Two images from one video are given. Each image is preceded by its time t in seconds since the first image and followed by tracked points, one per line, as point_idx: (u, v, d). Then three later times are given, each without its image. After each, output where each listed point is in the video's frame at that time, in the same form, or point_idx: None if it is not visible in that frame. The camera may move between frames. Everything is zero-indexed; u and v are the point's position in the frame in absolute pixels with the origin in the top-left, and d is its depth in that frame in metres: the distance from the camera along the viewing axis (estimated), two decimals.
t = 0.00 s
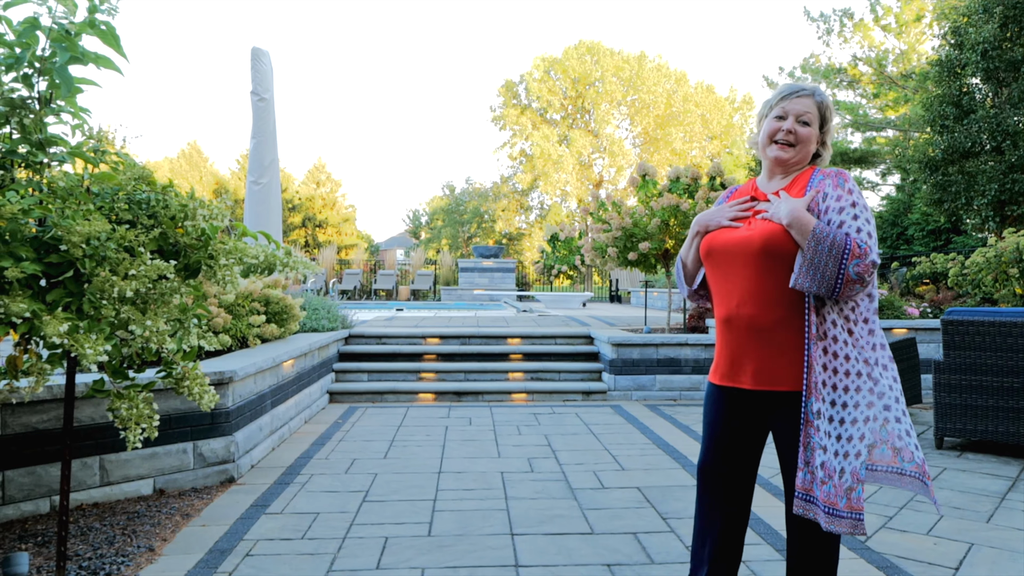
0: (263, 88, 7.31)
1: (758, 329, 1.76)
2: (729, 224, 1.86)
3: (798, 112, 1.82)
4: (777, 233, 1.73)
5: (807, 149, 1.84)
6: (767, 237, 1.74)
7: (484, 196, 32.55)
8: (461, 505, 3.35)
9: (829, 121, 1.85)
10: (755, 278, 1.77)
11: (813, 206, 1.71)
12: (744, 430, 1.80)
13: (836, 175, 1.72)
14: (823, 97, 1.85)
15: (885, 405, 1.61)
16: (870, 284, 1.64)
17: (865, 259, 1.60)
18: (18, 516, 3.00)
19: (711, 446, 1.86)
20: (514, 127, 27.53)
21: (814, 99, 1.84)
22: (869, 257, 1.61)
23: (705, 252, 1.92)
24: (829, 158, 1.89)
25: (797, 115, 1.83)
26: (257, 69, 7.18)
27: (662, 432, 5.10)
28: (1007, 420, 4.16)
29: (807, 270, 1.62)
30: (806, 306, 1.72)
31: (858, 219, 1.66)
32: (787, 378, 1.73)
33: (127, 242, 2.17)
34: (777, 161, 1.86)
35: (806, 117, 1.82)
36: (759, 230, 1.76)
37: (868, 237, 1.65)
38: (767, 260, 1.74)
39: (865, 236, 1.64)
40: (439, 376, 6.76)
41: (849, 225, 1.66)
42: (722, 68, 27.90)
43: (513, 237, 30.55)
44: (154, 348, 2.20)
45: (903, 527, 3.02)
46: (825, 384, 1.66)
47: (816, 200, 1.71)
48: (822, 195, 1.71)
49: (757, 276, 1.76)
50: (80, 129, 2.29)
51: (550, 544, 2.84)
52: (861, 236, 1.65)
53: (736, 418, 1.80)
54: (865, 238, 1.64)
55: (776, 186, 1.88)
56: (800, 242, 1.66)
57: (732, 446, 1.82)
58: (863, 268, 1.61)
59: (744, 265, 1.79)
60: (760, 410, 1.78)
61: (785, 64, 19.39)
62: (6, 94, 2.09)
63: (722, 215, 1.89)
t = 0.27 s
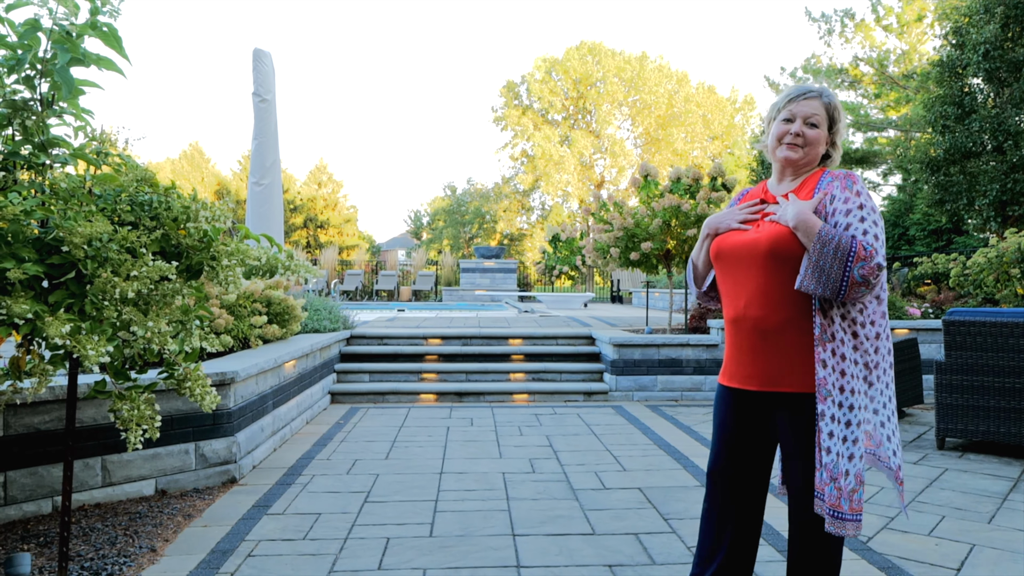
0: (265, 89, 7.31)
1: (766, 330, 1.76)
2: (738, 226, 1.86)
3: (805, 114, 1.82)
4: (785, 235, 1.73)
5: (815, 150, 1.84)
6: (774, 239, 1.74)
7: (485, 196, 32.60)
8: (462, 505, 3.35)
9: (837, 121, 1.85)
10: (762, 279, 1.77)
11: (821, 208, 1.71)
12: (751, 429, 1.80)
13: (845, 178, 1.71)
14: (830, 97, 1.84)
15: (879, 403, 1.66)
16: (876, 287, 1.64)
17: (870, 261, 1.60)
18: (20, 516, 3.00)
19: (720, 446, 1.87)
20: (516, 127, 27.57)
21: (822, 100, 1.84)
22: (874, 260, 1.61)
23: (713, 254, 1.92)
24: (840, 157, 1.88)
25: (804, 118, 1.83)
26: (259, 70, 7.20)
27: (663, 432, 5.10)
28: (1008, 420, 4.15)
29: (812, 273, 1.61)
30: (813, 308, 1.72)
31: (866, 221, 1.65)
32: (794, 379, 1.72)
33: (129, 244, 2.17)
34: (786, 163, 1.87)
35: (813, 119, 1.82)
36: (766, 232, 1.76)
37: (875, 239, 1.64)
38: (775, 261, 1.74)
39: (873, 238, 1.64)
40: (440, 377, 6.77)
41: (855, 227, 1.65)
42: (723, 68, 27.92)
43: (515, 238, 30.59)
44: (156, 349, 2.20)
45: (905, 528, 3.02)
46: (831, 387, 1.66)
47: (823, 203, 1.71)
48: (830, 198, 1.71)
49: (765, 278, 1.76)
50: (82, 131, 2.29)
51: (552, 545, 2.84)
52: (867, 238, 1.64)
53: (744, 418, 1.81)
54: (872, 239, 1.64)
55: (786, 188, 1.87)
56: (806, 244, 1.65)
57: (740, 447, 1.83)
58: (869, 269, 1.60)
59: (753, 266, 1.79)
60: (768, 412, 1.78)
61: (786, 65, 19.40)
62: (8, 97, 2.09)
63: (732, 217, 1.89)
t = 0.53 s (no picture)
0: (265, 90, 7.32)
1: (767, 332, 1.78)
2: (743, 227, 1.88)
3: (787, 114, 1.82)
4: (783, 238, 1.74)
5: (805, 149, 1.81)
6: (776, 241, 1.75)
7: (486, 197, 32.63)
8: (463, 505, 3.36)
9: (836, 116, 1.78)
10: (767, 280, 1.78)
11: (821, 211, 1.70)
12: (755, 429, 1.81)
13: (844, 180, 1.70)
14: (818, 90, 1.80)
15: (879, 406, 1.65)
16: (873, 291, 1.60)
17: (861, 264, 1.57)
18: (20, 518, 3.00)
19: (725, 443, 1.87)
20: (516, 128, 27.60)
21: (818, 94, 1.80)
22: (865, 262, 1.57)
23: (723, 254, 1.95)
24: (844, 148, 1.81)
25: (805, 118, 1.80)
26: (259, 71, 7.20)
27: (664, 433, 5.10)
28: (1007, 421, 4.16)
29: (805, 278, 1.62)
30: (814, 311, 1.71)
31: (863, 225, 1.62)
32: (798, 381, 1.73)
33: (130, 246, 2.17)
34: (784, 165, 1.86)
35: (794, 118, 1.81)
36: (768, 235, 1.78)
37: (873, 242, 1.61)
38: (778, 264, 1.75)
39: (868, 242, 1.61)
40: (441, 377, 6.78)
41: (850, 230, 1.63)
42: (723, 68, 27.92)
43: (515, 238, 30.62)
44: (156, 351, 2.20)
45: (905, 529, 3.02)
46: (827, 389, 1.66)
47: (823, 207, 1.70)
48: (830, 199, 1.69)
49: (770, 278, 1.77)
50: (82, 133, 2.29)
51: (552, 546, 2.84)
52: (862, 241, 1.61)
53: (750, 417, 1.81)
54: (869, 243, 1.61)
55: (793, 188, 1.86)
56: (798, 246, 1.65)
57: (745, 444, 1.83)
58: (862, 272, 1.57)
59: (755, 269, 1.81)
60: (772, 413, 1.78)
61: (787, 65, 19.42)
62: (9, 98, 2.10)
63: (735, 217, 1.91)
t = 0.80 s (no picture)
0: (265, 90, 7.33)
1: (758, 321, 1.81)
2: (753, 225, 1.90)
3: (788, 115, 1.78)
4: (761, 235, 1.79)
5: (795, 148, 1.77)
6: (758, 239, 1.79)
7: (486, 197, 32.66)
8: (463, 506, 3.36)
9: (820, 115, 1.70)
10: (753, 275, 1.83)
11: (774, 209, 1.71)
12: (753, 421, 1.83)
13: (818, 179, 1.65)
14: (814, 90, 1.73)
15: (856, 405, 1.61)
16: (778, 287, 1.62)
17: (747, 261, 1.64)
18: (20, 518, 3.01)
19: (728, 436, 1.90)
20: (517, 128, 27.63)
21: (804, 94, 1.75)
22: (749, 259, 1.64)
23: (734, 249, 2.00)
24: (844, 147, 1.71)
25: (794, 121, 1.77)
26: (259, 72, 7.21)
27: (663, 434, 5.10)
28: (1007, 422, 4.16)
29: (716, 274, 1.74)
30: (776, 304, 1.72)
31: (788, 223, 1.60)
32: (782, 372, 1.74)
33: (130, 247, 2.17)
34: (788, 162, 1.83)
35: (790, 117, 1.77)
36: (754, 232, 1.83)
37: (792, 241, 1.60)
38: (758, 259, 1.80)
39: (785, 241, 1.60)
40: (441, 378, 6.78)
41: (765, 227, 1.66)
42: (723, 69, 27.92)
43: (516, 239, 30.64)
44: (157, 352, 2.21)
45: (905, 529, 3.02)
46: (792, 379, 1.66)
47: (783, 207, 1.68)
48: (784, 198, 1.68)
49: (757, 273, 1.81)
50: (84, 135, 2.29)
51: (551, 547, 2.84)
52: (768, 238, 1.62)
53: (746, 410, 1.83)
54: (786, 242, 1.60)
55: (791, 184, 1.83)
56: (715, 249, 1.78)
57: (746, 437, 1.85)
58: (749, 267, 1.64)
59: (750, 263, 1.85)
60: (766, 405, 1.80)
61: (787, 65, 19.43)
62: (9, 100, 2.11)
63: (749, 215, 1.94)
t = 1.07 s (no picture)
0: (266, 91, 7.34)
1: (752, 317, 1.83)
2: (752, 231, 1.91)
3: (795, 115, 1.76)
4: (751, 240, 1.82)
5: (814, 145, 1.74)
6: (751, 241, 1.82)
7: (486, 197, 32.68)
8: (464, 507, 3.37)
9: (848, 114, 1.70)
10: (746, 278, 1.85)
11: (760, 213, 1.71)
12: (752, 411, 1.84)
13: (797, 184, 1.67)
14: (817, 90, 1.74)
15: (818, 408, 1.64)
16: (751, 288, 1.64)
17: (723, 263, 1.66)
18: (20, 519, 3.01)
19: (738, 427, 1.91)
20: (517, 129, 27.65)
21: (805, 97, 1.74)
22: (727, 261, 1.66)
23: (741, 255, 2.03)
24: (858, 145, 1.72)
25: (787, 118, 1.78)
26: (259, 72, 7.22)
27: (663, 434, 5.11)
28: (1007, 422, 4.16)
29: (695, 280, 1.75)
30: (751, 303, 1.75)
31: (761, 224, 1.63)
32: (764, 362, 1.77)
33: (130, 248, 2.17)
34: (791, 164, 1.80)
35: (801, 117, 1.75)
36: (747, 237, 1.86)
37: (765, 244, 1.62)
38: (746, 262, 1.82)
39: (758, 242, 1.62)
40: (441, 378, 6.78)
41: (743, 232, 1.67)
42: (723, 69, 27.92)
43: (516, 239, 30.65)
44: (157, 353, 2.21)
45: (905, 530, 3.02)
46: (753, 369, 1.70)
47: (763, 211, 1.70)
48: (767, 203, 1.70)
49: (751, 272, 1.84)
50: (84, 136, 2.29)
51: (551, 547, 2.84)
52: (744, 240, 1.65)
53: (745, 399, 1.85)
54: (759, 244, 1.62)
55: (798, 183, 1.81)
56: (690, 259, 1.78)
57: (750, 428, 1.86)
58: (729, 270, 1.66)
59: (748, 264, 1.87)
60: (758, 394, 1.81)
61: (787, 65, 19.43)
62: (9, 100, 2.11)
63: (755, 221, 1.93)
